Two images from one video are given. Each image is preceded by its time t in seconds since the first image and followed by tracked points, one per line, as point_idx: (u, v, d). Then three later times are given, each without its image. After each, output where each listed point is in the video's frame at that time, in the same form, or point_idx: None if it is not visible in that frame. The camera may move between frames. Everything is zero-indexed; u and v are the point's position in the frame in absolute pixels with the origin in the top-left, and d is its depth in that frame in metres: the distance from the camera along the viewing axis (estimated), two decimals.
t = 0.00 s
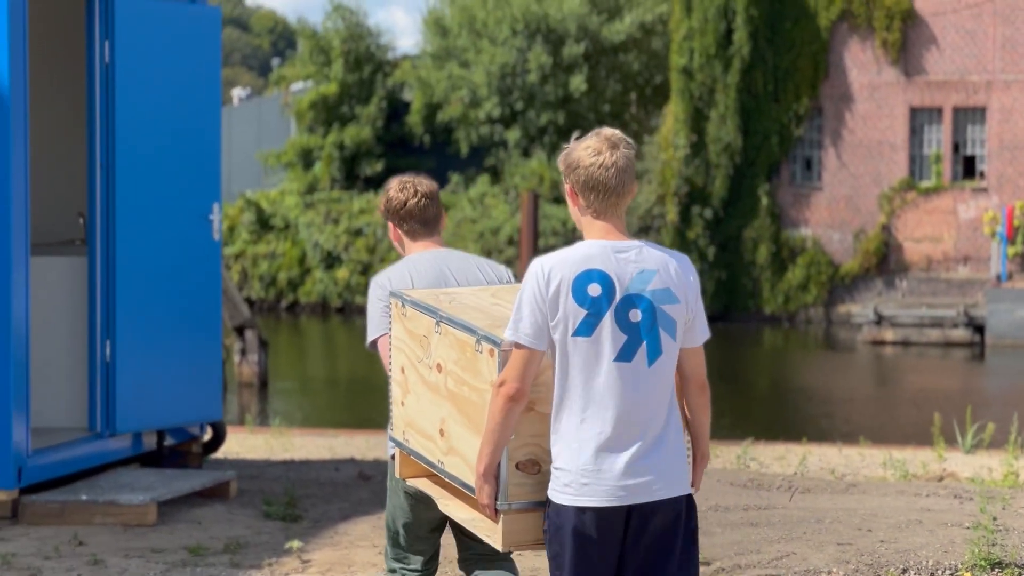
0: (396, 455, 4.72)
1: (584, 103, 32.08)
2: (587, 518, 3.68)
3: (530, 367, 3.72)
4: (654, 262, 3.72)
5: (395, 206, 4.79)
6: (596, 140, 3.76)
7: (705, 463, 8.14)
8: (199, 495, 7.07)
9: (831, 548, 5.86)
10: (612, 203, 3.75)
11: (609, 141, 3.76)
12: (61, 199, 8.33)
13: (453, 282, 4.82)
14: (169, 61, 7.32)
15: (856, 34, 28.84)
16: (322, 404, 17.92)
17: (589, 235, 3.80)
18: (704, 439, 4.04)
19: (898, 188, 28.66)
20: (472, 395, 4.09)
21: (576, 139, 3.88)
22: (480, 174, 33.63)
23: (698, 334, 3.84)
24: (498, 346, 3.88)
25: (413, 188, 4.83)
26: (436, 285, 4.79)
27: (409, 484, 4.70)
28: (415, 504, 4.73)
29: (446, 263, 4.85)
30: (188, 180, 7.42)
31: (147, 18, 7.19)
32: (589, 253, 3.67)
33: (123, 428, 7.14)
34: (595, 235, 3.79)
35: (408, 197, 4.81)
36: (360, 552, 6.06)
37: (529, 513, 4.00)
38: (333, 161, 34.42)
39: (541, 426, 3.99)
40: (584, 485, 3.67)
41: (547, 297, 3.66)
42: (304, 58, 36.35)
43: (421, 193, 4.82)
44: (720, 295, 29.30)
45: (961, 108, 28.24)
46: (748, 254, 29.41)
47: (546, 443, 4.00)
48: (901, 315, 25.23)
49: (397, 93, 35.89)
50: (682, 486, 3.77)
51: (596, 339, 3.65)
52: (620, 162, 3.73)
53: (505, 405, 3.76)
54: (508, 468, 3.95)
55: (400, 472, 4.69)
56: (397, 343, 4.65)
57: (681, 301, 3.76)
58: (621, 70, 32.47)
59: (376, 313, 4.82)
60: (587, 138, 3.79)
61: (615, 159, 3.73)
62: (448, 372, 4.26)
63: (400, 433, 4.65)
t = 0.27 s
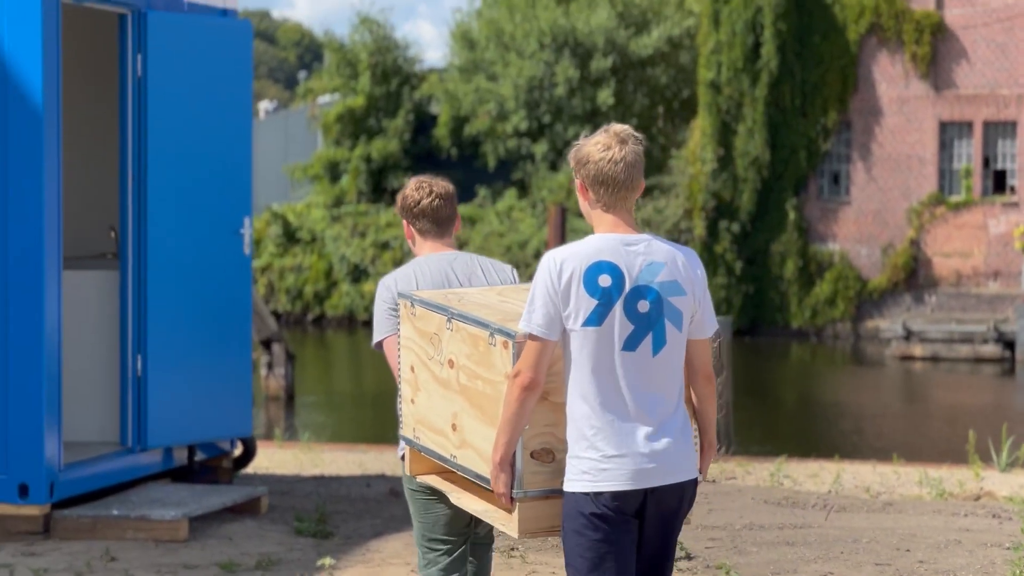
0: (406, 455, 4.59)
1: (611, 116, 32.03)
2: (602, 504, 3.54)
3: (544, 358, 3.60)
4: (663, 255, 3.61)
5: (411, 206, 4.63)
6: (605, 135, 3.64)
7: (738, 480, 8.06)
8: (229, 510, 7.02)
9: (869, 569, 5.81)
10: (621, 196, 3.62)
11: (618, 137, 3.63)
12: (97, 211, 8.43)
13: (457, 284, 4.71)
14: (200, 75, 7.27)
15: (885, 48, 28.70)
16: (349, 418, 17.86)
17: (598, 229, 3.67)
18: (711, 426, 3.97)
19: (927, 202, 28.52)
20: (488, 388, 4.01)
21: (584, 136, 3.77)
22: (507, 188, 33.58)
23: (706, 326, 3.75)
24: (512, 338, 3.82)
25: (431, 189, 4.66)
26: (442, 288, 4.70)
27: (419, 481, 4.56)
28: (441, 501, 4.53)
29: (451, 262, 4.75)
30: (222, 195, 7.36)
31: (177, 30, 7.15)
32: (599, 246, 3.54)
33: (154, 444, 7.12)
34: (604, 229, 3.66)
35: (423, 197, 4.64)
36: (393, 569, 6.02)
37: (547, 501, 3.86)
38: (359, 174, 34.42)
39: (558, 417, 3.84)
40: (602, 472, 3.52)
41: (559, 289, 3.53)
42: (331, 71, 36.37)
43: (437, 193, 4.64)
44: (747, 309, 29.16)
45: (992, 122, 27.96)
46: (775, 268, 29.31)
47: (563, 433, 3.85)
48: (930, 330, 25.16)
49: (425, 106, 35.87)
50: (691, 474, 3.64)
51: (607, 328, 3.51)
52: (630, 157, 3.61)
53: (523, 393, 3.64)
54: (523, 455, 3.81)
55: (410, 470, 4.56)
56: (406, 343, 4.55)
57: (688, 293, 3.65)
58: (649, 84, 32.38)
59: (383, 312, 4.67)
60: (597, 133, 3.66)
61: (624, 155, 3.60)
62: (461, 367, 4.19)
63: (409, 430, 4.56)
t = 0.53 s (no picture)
0: (421, 462, 4.62)
1: (642, 128, 31.95)
2: (613, 516, 3.65)
3: (560, 373, 3.69)
4: (679, 278, 3.71)
5: (442, 227, 4.71)
6: (630, 162, 3.76)
7: (773, 496, 8.01)
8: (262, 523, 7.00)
9: None
10: (644, 221, 3.73)
11: (642, 165, 3.74)
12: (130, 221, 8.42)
13: (479, 300, 4.76)
14: (236, 86, 7.25)
15: (918, 60, 28.62)
16: (380, 428, 17.82)
17: (619, 251, 3.78)
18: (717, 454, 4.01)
19: (960, 215, 28.46)
20: (501, 400, 4.04)
21: (607, 162, 3.87)
22: (538, 199, 33.51)
23: (717, 348, 3.85)
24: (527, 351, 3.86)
25: (462, 213, 4.74)
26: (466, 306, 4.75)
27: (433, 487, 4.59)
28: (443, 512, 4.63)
29: (478, 281, 4.81)
30: (257, 206, 7.35)
31: (212, 41, 7.14)
32: (621, 266, 3.66)
33: (190, 454, 7.10)
34: (626, 252, 3.76)
35: (455, 220, 4.72)
36: None
37: (553, 511, 3.90)
38: (390, 184, 34.44)
39: (569, 431, 3.91)
40: (616, 487, 3.63)
41: (579, 308, 3.63)
42: (362, 81, 36.40)
43: (468, 217, 4.73)
44: (777, 321, 29.07)
45: None
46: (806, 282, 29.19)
47: (572, 446, 3.91)
48: (963, 344, 25.19)
49: (455, 117, 35.84)
50: (698, 489, 3.76)
51: (625, 346, 3.63)
52: (652, 184, 3.71)
53: (535, 407, 3.72)
54: (532, 466, 3.86)
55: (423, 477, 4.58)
56: (426, 354, 4.58)
57: (704, 316, 3.76)
58: (680, 95, 32.30)
59: (407, 323, 4.73)
60: (621, 161, 3.77)
61: (646, 181, 3.71)
62: (477, 378, 4.20)
63: (426, 438, 4.58)
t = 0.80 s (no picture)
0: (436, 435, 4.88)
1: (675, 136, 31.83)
2: (622, 484, 3.98)
3: (570, 346, 4.03)
4: (690, 260, 4.03)
5: (461, 205, 5.01)
6: (647, 147, 4.08)
7: (811, 506, 7.97)
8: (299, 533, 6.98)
9: None
10: (658, 207, 4.05)
11: (658, 151, 4.06)
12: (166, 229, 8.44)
13: (501, 281, 5.07)
14: (278, 97, 7.26)
15: (952, 69, 28.38)
16: (412, 437, 17.77)
17: (633, 234, 4.09)
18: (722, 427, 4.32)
19: (994, 226, 28.14)
20: (512, 371, 4.39)
21: (624, 149, 4.20)
22: (571, 208, 33.41)
23: (726, 328, 4.14)
24: (537, 324, 4.23)
25: (479, 191, 5.04)
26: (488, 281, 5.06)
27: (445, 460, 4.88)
28: (448, 478, 4.94)
29: (498, 260, 5.12)
30: (298, 215, 7.33)
31: (253, 51, 7.15)
32: (633, 247, 3.98)
33: (224, 464, 7.10)
34: (639, 234, 4.07)
35: (474, 198, 5.03)
36: None
37: (557, 480, 4.27)
38: (423, 193, 34.50)
39: (573, 404, 4.30)
40: (626, 453, 3.96)
41: (593, 285, 3.96)
42: (395, 90, 36.41)
43: (486, 196, 5.03)
44: (810, 330, 29.01)
45: None
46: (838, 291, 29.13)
47: (576, 418, 4.31)
48: (996, 354, 25.06)
49: (489, 125, 35.81)
50: (714, 458, 4.06)
51: (635, 321, 3.94)
52: (667, 170, 4.04)
53: (544, 378, 4.06)
54: (538, 435, 4.25)
55: (439, 449, 4.84)
56: (446, 329, 4.89)
57: (713, 297, 4.06)
58: (713, 104, 32.20)
59: (429, 301, 5.01)
60: (638, 146, 4.09)
61: (663, 167, 4.03)
62: (491, 351, 4.55)
63: (441, 410, 4.87)
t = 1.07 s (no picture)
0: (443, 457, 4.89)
1: (707, 144, 31.77)
2: (618, 496, 3.97)
3: (571, 363, 4.01)
4: (685, 278, 4.00)
5: (455, 232, 5.02)
6: (639, 169, 4.04)
7: (846, 517, 7.92)
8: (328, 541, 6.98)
9: None
10: (653, 225, 4.02)
11: (651, 172, 4.03)
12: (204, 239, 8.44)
13: (502, 306, 5.05)
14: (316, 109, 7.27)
15: (986, 77, 28.34)
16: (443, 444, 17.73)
17: (629, 251, 4.07)
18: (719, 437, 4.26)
19: None
20: (514, 392, 4.36)
21: (617, 170, 4.16)
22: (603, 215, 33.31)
23: (721, 341, 4.11)
24: (538, 345, 4.19)
25: (471, 217, 5.06)
26: (486, 306, 5.03)
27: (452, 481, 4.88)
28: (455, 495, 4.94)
29: (497, 285, 5.10)
30: (331, 223, 7.32)
31: (288, 57, 7.16)
32: (628, 266, 3.96)
33: (259, 470, 7.10)
34: (634, 253, 4.05)
35: (466, 225, 5.04)
36: None
37: (564, 494, 4.21)
38: (455, 200, 34.51)
39: (577, 418, 4.23)
40: (622, 468, 3.95)
41: (591, 304, 3.94)
42: (427, 97, 36.44)
43: (479, 221, 5.03)
44: (842, 339, 28.91)
45: None
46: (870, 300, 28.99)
47: (580, 433, 4.23)
48: None
49: (521, 132, 35.84)
50: (712, 469, 4.02)
51: (631, 339, 3.93)
52: (660, 189, 4.00)
53: (546, 396, 4.05)
54: (543, 452, 4.19)
55: (445, 471, 4.85)
56: (450, 354, 4.89)
57: (708, 312, 4.03)
58: (745, 112, 32.04)
59: (431, 330, 5.05)
60: (630, 167, 4.06)
61: (655, 186, 4.00)
62: (493, 373, 4.53)
63: (448, 434, 4.85)
